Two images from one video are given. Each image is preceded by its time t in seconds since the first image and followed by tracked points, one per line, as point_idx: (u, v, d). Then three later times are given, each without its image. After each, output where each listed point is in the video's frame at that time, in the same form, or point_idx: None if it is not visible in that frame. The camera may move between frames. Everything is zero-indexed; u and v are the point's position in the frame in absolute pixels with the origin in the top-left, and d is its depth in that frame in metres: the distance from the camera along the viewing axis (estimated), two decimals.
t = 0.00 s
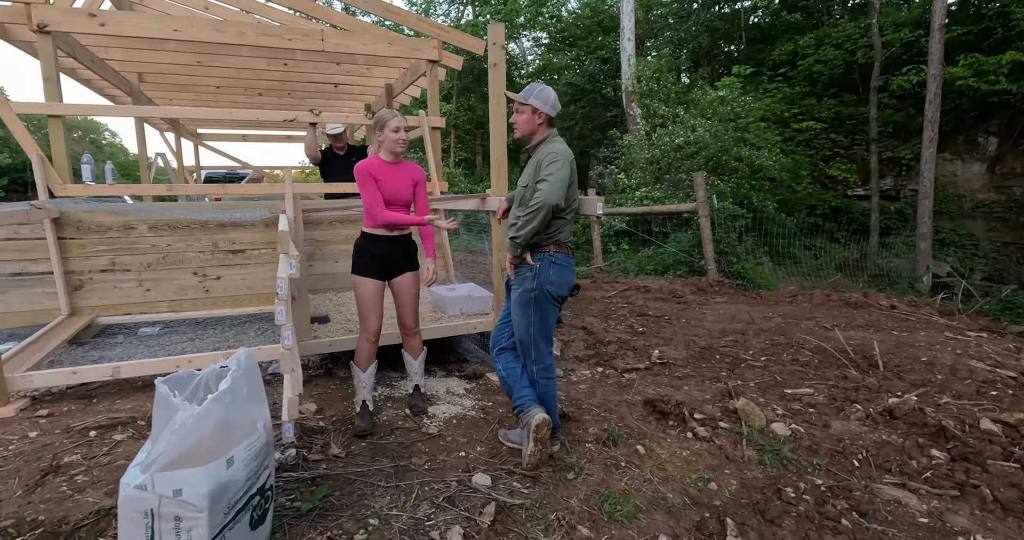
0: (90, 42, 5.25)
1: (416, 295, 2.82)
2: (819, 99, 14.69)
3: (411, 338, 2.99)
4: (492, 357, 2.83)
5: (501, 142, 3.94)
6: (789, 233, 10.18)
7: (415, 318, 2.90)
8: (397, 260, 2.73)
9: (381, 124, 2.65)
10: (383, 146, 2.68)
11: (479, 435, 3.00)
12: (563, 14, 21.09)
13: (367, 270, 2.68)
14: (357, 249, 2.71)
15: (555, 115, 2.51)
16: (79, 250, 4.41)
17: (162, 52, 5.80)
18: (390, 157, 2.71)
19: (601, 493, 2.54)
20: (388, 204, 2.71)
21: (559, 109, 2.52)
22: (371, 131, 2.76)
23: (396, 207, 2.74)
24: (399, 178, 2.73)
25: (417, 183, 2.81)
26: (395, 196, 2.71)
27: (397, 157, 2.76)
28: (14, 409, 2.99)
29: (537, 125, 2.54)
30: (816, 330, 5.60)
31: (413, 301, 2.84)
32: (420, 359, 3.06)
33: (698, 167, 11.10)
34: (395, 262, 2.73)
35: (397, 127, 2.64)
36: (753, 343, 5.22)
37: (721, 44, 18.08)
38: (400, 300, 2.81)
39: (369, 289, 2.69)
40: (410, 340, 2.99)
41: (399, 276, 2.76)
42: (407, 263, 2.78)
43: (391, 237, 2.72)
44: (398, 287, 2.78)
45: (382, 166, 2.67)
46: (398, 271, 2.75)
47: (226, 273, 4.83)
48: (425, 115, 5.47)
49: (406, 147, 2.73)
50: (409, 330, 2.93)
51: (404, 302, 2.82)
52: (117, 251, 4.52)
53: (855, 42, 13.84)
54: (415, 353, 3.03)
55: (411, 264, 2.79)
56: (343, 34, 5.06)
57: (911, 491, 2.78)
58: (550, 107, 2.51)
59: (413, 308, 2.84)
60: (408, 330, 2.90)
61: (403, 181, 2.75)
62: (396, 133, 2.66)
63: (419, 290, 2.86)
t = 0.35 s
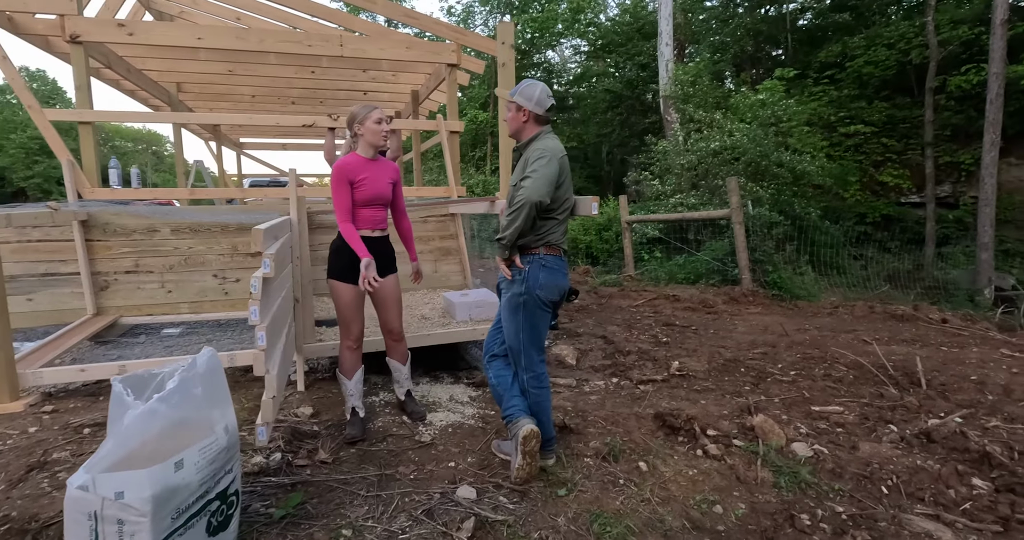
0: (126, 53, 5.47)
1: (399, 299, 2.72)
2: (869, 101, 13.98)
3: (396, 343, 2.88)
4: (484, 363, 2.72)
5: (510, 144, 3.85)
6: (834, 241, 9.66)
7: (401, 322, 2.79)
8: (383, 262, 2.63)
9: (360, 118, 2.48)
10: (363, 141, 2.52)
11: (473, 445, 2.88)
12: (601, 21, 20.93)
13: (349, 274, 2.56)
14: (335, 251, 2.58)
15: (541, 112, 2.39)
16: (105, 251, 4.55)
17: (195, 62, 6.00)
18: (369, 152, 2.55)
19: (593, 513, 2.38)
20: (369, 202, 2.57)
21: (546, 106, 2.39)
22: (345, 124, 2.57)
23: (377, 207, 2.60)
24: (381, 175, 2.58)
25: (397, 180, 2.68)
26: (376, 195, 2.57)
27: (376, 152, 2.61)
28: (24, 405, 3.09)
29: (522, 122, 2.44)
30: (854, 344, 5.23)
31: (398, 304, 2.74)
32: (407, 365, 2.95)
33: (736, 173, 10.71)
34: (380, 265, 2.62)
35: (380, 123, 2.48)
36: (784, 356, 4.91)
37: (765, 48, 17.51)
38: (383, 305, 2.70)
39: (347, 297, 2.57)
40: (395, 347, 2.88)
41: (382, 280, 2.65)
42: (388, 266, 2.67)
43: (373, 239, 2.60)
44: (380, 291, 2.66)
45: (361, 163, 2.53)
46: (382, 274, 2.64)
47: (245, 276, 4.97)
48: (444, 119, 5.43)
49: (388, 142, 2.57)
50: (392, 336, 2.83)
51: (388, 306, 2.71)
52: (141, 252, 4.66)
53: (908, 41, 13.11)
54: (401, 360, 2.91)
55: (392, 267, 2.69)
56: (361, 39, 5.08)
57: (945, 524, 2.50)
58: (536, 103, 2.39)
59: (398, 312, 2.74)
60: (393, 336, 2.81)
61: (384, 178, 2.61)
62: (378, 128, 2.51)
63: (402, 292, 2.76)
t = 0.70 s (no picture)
0: (179, 61, 5.78)
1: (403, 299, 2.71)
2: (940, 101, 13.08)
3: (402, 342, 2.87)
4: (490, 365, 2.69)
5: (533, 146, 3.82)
6: (896, 250, 9.06)
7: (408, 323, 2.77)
8: (384, 261, 2.63)
9: (361, 116, 2.49)
10: (362, 141, 2.53)
11: (481, 448, 2.82)
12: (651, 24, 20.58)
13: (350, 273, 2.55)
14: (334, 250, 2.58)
15: (542, 113, 2.43)
16: (152, 249, 4.80)
17: (243, 69, 6.27)
18: (368, 151, 2.56)
19: (595, 523, 2.28)
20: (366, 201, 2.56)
21: (546, 105, 2.42)
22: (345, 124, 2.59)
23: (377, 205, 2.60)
24: (380, 174, 2.59)
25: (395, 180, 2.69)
26: (376, 193, 2.57)
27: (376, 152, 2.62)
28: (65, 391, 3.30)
29: (524, 124, 2.49)
30: (909, 358, 4.85)
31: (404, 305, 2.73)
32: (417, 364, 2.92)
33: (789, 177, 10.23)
34: (381, 264, 2.61)
35: (380, 122, 2.48)
36: (827, 369, 4.61)
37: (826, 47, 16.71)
38: (388, 306, 2.70)
39: (354, 298, 2.57)
40: (402, 347, 2.86)
41: (384, 279, 2.65)
42: (388, 265, 2.66)
43: (373, 238, 2.60)
44: (380, 290, 2.66)
45: (359, 161, 2.53)
46: (383, 274, 2.64)
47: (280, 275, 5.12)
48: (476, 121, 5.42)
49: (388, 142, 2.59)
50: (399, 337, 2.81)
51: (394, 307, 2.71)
52: (185, 250, 4.88)
53: (985, 35, 12.19)
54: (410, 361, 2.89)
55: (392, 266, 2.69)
56: (396, 43, 5.16)
57: None
58: (536, 104, 2.43)
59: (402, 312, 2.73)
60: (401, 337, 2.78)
61: (383, 176, 2.61)
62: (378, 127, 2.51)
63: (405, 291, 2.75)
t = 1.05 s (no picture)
0: (218, 62, 6.12)
1: (385, 281, 2.65)
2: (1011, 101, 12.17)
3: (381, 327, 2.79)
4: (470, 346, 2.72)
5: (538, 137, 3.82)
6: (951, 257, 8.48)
7: (387, 306, 2.67)
8: (365, 242, 2.63)
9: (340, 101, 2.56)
10: (340, 126, 2.60)
11: (463, 429, 2.84)
12: (698, 26, 20.17)
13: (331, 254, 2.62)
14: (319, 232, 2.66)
15: (517, 93, 2.52)
16: (183, 237, 5.07)
17: (278, 69, 6.56)
18: (349, 136, 2.62)
19: (560, 505, 2.25)
20: (348, 183, 2.62)
21: (521, 86, 2.51)
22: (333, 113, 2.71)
23: (357, 187, 2.64)
24: (360, 157, 2.63)
25: (381, 163, 2.71)
26: (354, 176, 2.61)
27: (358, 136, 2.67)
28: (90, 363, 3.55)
29: (502, 105, 2.59)
30: (943, 366, 4.55)
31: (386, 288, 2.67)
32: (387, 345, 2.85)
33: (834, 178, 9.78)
34: (360, 245, 2.62)
35: (352, 105, 2.53)
36: (850, 374, 4.38)
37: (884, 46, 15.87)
38: (367, 286, 2.64)
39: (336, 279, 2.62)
40: (376, 330, 2.77)
41: (366, 258, 2.64)
42: (372, 245, 2.66)
43: (353, 220, 2.64)
44: (364, 270, 2.63)
45: (337, 145, 2.60)
46: (364, 254, 2.64)
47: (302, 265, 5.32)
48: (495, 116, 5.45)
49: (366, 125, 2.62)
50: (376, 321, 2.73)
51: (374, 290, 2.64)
52: (214, 240, 5.12)
53: None
54: (379, 341, 2.80)
55: (379, 247, 2.67)
56: (416, 41, 5.28)
57: None
58: (511, 85, 2.53)
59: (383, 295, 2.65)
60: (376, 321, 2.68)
61: (364, 159, 2.65)
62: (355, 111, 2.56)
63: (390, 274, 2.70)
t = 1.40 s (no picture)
0: (254, 71, 6.38)
1: (366, 287, 2.61)
2: None
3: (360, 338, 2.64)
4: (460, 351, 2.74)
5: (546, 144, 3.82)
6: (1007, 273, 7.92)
7: (361, 314, 2.60)
8: (348, 248, 2.62)
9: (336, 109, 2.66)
10: (336, 133, 2.68)
11: (451, 435, 2.85)
12: (745, 29, 19.62)
13: (317, 259, 2.65)
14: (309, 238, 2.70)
15: (506, 102, 2.54)
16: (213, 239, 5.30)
17: (311, 78, 6.79)
18: (344, 143, 2.67)
19: (532, 517, 2.23)
20: (337, 189, 2.65)
21: (511, 95, 2.53)
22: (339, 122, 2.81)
23: (346, 193, 2.66)
24: (350, 163, 2.66)
25: (375, 170, 2.71)
26: (342, 181, 2.64)
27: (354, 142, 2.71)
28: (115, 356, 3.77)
29: (493, 114, 2.62)
30: (980, 390, 4.26)
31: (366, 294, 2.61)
32: (363, 368, 2.65)
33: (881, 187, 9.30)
34: (343, 251, 2.61)
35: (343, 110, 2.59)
36: (873, 394, 4.17)
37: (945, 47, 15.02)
38: (349, 292, 2.61)
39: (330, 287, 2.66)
40: (353, 343, 2.64)
41: (350, 264, 2.61)
42: (357, 253, 2.62)
43: (339, 225, 2.64)
44: (347, 276, 2.61)
45: (330, 151, 2.67)
46: (348, 260, 2.62)
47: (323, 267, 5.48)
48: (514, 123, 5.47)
49: (358, 131, 2.65)
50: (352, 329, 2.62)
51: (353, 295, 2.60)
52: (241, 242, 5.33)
53: None
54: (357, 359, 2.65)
55: (364, 254, 2.62)
56: (438, 49, 5.35)
57: None
58: (501, 94, 2.55)
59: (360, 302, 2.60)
60: (350, 329, 2.61)
61: (356, 165, 2.67)
62: (347, 117, 2.62)
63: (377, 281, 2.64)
